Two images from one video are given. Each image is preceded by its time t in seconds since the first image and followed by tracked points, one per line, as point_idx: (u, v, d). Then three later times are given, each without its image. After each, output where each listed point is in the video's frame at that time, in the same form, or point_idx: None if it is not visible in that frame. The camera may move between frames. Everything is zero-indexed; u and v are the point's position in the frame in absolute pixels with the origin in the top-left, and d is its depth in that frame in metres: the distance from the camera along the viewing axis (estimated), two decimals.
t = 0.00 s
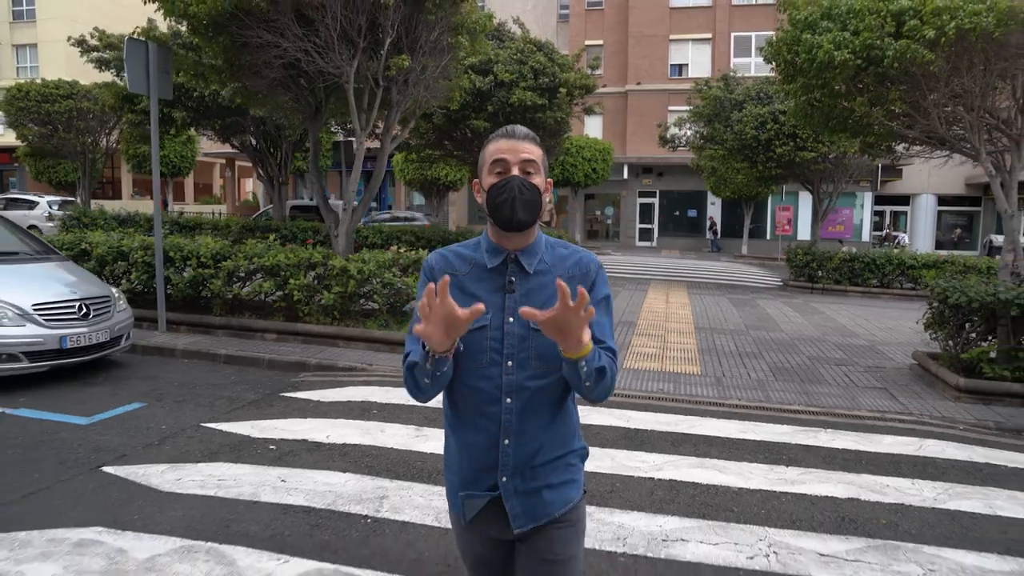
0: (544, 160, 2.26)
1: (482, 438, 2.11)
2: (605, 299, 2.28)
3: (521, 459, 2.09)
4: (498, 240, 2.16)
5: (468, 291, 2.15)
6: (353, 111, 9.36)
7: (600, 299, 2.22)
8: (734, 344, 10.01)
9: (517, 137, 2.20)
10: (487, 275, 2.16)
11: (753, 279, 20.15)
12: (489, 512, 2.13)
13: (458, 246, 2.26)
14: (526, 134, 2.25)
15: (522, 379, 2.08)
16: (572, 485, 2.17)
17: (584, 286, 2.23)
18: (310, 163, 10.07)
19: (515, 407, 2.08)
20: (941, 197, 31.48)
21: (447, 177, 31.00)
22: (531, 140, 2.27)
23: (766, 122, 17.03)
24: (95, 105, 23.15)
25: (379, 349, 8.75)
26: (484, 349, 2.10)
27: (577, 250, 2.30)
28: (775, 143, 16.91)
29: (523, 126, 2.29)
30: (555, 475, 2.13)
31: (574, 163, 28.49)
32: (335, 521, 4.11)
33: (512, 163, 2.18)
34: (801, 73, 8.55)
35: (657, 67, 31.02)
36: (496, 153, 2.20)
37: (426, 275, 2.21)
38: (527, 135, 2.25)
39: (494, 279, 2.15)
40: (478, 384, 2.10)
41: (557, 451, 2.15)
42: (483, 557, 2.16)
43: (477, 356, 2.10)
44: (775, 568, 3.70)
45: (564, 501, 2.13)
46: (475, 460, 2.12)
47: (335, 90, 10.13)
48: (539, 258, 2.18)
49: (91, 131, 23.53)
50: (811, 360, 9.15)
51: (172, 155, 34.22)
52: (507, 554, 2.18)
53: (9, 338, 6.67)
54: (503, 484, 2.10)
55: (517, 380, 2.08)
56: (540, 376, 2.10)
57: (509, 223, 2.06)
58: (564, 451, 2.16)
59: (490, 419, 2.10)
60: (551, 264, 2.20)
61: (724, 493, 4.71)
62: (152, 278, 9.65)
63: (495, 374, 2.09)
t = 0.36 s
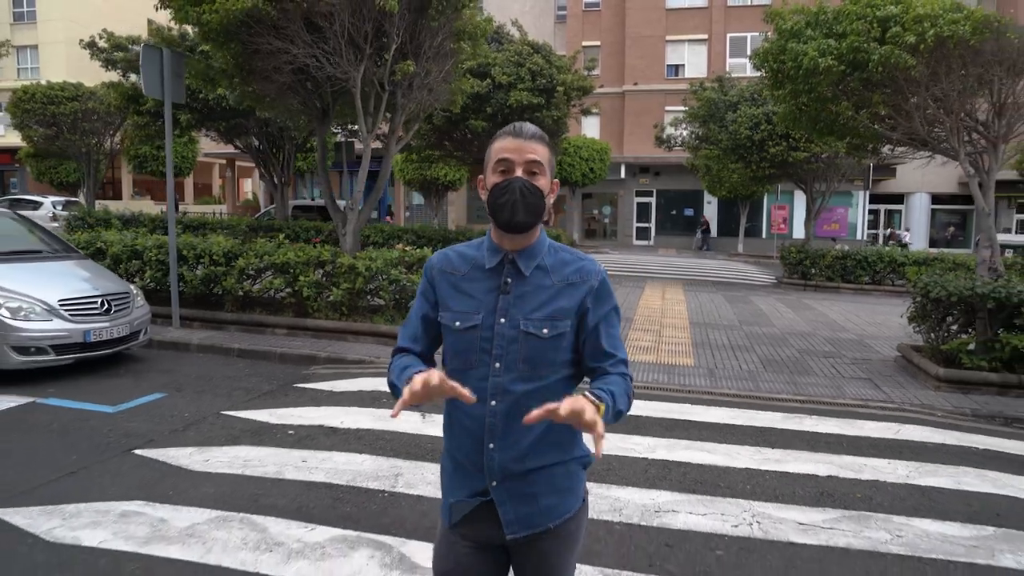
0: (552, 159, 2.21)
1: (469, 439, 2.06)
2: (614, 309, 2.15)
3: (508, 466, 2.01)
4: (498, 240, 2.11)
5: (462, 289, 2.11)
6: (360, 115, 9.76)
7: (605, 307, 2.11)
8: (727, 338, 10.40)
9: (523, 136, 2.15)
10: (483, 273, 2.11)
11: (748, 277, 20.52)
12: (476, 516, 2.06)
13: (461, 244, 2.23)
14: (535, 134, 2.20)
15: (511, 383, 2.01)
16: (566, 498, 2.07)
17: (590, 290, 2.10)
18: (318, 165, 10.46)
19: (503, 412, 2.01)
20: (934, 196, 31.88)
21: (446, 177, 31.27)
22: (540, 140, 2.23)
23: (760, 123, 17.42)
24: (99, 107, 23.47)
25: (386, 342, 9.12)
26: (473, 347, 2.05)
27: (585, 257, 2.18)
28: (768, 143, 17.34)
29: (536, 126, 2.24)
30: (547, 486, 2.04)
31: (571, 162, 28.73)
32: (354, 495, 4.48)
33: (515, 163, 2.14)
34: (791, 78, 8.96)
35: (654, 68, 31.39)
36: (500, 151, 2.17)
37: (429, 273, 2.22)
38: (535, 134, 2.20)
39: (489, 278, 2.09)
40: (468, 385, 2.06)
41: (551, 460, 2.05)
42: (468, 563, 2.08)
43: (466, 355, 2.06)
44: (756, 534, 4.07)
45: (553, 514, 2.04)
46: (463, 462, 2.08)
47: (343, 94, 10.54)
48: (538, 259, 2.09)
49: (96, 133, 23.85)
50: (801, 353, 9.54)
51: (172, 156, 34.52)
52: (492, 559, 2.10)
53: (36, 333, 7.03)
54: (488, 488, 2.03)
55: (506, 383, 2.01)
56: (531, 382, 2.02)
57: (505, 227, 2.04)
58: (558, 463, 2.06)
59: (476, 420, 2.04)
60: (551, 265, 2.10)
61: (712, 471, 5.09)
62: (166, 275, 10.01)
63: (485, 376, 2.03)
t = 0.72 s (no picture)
0: (517, 161, 2.15)
1: (449, 449, 2.05)
2: (590, 308, 2.14)
3: (488, 473, 2.00)
4: (465, 247, 2.09)
5: (435, 299, 2.09)
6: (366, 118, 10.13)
7: (581, 309, 2.11)
8: (720, 332, 10.78)
9: (489, 140, 2.08)
10: (454, 281, 2.10)
11: (743, 274, 20.91)
12: (459, 525, 2.05)
13: (431, 254, 2.21)
14: (499, 135, 2.12)
15: (487, 390, 2.01)
16: (547, 501, 2.06)
17: (563, 293, 2.10)
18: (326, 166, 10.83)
19: (480, 419, 2.01)
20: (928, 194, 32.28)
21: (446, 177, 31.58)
22: (505, 141, 2.15)
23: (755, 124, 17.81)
24: (104, 108, 23.76)
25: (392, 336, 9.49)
26: (449, 358, 2.04)
27: (556, 257, 2.16)
28: (763, 144, 17.78)
29: (500, 126, 2.16)
30: (526, 490, 2.03)
31: (570, 162, 29.11)
32: (371, 472, 4.84)
33: (479, 168, 2.08)
34: (782, 80, 9.31)
35: (651, 68, 31.75)
36: (463, 156, 2.10)
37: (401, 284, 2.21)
38: (501, 136, 2.12)
39: (460, 286, 2.08)
40: (443, 395, 2.06)
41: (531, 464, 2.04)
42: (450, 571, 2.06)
43: (443, 365, 2.06)
44: (742, 505, 4.43)
45: (535, 517, 2.04)
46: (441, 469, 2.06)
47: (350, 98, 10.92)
48: (509, 264, 2.07)
49: (101, 134, 24.14)
50: (791, 346, 9.90)
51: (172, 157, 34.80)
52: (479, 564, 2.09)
53: (60, 325, 7.36)
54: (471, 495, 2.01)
55: (481, 390, 2.01)
56: (506, 388, 2.02)
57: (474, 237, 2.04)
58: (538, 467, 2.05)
59: (455, 430, 2.05)
60: (522, 269, 2.09)
61: (703, 451, 5.45)
62: (179, 273, 10.36)
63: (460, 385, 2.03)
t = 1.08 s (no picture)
0: (481, 152, 2.17)
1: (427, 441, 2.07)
2: (557, 296, 2.23)
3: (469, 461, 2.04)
4: (438, 240, 2.10)
5: (409, 293, 2.10)
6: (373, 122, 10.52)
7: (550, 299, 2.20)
8: (715, 328, 11.14)
9: (450, 132, 2.10)
10: (427, 276, 2.10)
11: (740, 273, 21.28)
12: (437, 514, 2.09)
13: (397, 247, 2.20)
14: (461, 126, 2.14)
15: (466, 381, 2.05)
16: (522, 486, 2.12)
17: (535, 282, 2.16)
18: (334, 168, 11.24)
19: (459, 410, 2.05)
20: (924, 194, 32.67)
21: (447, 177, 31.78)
22: (466, 133, 2.18)
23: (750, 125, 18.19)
24: (110, 110, 24.09)
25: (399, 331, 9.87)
26: (430, 353, 2.06)
27: (525, 246, 2.22)
28: (758, 145, 18.21)
29: (461, 116, 2.17)
30: (504, 475, 2.07)
31: (569, 163, 29.50)
32: (387, 455, 5.22)
33: (446, 163, 2.09)
34: (773, 86, 9.68)
35: (649, 69, 32.12)
36: (429, 151, 2.10)
37: (370, 278, 2.20)
38: (462, 127, 2.14)
39: (434, 280, 2.09)
40: (420, 388, 2.08)
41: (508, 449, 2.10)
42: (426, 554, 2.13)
43: (422, 360, 2.07)
44: (730, 485, 4.81)
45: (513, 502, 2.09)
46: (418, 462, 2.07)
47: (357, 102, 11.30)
48: (482, 256, 2.11)
49: (107, 135, 24.47)
50: (783, 341, 10.29)
51: (174, 156, 35.14)
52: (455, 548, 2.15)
53: (84, 321, 7.73)
54: (445, 486, 2.05)
55: (461, 381, 2.05)
56: (484, 377, 2.06)
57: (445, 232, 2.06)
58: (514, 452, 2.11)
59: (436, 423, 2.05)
60: (495, 260, 2.13)
61: (695, 437, 5.84)
62: (192, 271, 10.72)
63: (438, 377, 2.05)
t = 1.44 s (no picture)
0: (491, 157, 2.12)
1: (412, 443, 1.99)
2: (553, 304, 2.17)
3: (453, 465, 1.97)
4: (438, 239, 2.04)
5: (402, 291, 2.02)
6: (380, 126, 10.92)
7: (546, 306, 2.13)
8: (711, 324, 11.53)
9: (464, 136, 2.05)
10: (422, 273, 2.03)
11: (737, 272, 21.66)
12: (418, 519, 2.01)
13: (395, 243, 2.14)
14: (474, 131, 2.10)
15: (456, 384, 1.97)
16: (507, 495, 2.06)
17: (530, 289, 2.11)
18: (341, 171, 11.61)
19: (448, 414, 1.97)
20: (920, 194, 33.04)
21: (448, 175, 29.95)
22: (478, 137, 2.13)
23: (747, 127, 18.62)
24: (117, 112, 24.44)
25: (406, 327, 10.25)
26: (421, 351, 1.98)
27: (523, 253, 2.17)
28: (755, 146, 18.61)
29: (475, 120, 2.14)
30: (489, 483, 2.01)
31: (570, 163, 29.90)
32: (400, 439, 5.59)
33: (457, 164, 2.04)
34: (767, 90, 10.05)
35: (648, 71, 32.48)
36: (441, 150, 2.05)
37: (362, 273, 2.13)
38: (473, 132, 2.09)
39: (429, 278, 2.02)
40: (408, 387, 2.00)
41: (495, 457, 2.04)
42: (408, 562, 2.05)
43: (412, 359, 1.99)
44: (720, 464, 5.18)
45: (496, 510, 2.02)
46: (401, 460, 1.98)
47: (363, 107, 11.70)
48: (479, 260, 2.05)
49: (115, 138, 24.83)
50: (776, 336, 10.66)
51: (179, 158, 35.53)
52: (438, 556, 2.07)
53: (108, 317, 8.12)
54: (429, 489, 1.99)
55: (450, 384, 1.96)
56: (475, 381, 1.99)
57: (448, 234, 2.01)
58: (501, 461, 2.05)
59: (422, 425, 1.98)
60: (493, 264, 2.06)
61: (688, 423, 6.21)
62: (206, 269, 11.10)
63: (428, 377, 1.98)
